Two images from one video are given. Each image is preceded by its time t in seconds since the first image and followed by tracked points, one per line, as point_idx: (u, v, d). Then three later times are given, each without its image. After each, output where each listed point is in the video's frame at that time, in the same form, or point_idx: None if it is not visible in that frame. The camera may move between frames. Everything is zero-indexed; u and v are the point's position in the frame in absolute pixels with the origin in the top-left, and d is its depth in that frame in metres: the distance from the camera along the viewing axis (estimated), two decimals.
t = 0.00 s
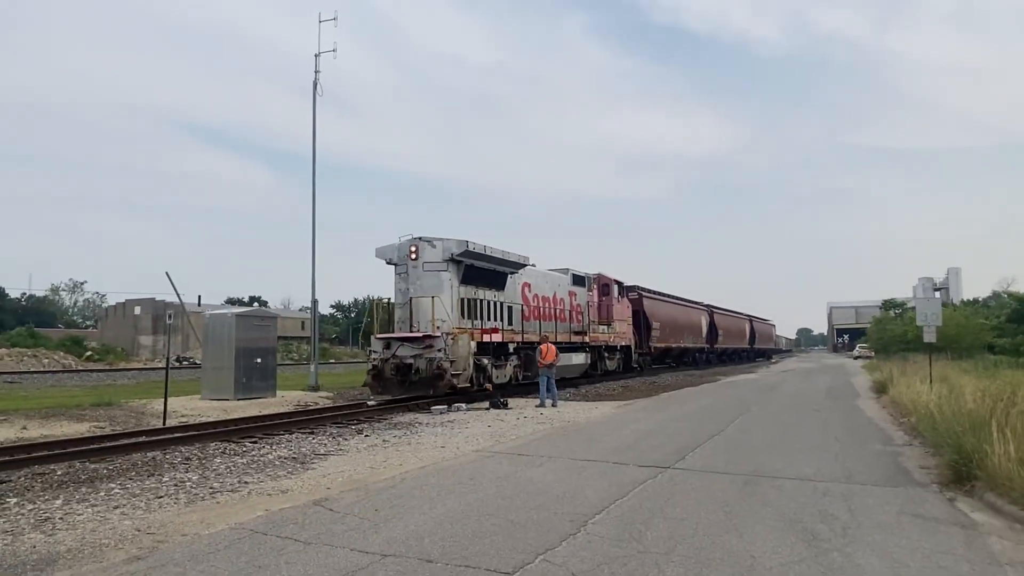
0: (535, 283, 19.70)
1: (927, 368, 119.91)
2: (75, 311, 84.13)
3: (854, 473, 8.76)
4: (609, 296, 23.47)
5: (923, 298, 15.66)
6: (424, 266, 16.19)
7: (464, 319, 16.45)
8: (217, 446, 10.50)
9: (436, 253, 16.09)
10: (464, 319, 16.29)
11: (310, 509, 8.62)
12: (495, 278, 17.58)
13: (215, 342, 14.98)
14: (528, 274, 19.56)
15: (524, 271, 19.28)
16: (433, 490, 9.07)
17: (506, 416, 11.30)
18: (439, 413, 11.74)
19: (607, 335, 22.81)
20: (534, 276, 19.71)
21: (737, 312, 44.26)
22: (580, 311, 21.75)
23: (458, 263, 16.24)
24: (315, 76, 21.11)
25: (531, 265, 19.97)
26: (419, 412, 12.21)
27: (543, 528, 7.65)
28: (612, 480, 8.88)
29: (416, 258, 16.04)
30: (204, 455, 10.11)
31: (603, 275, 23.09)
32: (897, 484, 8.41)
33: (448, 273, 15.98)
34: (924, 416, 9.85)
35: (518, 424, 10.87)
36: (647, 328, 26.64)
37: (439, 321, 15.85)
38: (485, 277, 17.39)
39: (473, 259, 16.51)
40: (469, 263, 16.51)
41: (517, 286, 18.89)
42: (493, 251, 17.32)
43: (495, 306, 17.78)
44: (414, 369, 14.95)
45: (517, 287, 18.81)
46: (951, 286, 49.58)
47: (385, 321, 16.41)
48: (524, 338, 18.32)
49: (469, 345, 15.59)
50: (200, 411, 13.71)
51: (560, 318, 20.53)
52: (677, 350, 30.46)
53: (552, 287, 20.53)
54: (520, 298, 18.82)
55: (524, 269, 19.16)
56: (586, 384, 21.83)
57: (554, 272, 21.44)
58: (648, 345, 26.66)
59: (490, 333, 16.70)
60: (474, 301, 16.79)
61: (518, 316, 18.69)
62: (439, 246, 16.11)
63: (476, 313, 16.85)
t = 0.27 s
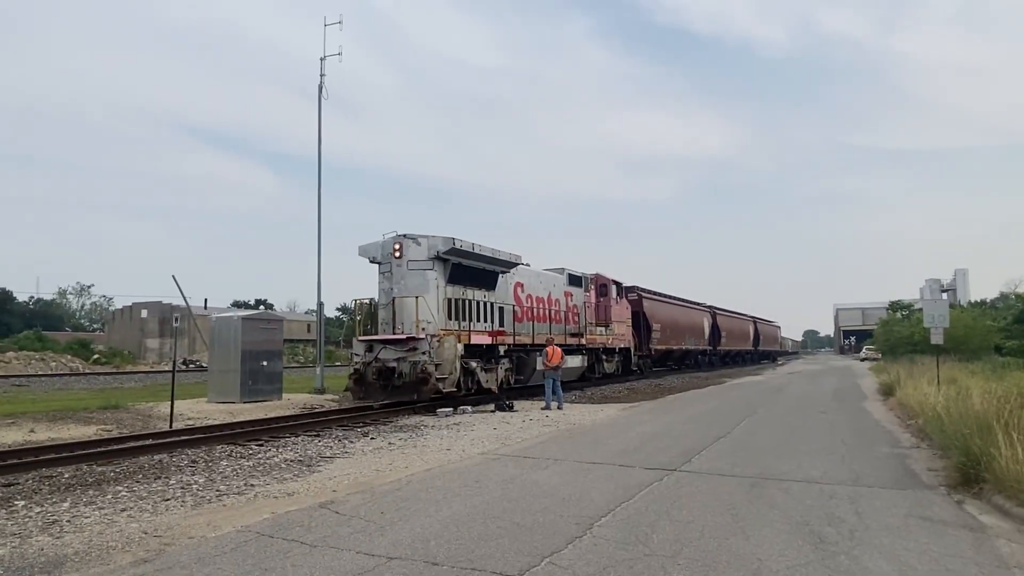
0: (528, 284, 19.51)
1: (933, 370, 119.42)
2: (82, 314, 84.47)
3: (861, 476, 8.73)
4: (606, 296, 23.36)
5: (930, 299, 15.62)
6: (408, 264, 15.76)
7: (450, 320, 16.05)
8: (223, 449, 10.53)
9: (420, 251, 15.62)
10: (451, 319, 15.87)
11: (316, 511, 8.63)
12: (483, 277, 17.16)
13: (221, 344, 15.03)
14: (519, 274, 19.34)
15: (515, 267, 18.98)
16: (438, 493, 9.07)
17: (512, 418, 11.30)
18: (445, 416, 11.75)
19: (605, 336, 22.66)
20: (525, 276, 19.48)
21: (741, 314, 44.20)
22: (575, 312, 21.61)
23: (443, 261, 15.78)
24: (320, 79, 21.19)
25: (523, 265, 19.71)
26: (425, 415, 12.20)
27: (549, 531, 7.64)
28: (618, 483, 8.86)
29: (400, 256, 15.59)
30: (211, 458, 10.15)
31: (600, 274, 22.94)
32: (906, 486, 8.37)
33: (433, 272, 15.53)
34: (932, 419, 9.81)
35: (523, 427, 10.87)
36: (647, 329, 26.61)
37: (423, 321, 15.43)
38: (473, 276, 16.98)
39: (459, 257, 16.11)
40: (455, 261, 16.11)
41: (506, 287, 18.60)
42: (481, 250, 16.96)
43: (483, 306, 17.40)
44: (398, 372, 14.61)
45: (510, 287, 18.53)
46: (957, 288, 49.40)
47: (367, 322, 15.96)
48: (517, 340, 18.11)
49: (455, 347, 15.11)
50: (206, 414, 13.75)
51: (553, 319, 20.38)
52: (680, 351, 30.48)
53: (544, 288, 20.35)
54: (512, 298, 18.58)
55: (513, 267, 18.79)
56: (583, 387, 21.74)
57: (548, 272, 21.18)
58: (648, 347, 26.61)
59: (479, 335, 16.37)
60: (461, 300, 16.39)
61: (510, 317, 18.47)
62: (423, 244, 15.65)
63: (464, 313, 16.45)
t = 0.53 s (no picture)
0: (523, 284, 18.98)
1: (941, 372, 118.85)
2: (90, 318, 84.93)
3: (869, 479, 8.68)
4: (604, 297, 23.11)
5: (938, 301, 15.56)
6: (390, 263, 15.03)
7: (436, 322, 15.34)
8: (230, 452, 10.57)
9: (403, 249, 14.90)
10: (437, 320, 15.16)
11: (323, 514, 8.65)
12: (473, 276, 16.48)
13: (228, 348, 15.07)
14: (513, 273, 18.74)
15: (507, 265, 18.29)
16: (444, 496, 9.07)
17: (518, 421, 11.29)
18: (451, 419, 11.75)
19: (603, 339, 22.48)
20: (519, 275, 18.86)
21: (746, 316, 44.09)
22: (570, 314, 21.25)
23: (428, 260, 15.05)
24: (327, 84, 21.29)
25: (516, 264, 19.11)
26: (431, 418, 12.20)
27: (556, 534, 7.63)
28: (624, 486, 8.84)
29: (382, 255, 14.88)
30: (218, 461, 10.18)
31: (598, 275, 22.74)
32: (915, 489, 8.32)
33: (416, 271, 14.81)
34: (940, 421, 9.76)
35: (529, 430, 10.86)
36: (647, 331, 26.51)
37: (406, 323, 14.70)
38: (461, 274, 16.24)
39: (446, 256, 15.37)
40: (442, 259, 15.35)
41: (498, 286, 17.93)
42: (470, 247, 16.20)
43: (474, 307, 16.70)
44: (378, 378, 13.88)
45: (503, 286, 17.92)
46: (965, 289, 49.26)
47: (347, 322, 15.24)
48: (510, 343, 17.54)
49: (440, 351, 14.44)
50: (213, 417, 13.79)
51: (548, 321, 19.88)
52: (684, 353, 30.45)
53: (538, 288, 19.84)
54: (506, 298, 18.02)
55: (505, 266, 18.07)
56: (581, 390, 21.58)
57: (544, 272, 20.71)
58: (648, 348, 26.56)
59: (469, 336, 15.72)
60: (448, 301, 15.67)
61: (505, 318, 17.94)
62: (406, 242, 14.93)
63: (452, 314, 15.76)
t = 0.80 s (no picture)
0: (515, 284, 18.49)
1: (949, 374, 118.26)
2: (98, 322, 85.31)
3: (877, 482, 8.64)
4: (601, 299, 22.70)
5: (947, 302, 15.48)
6: (370, 261, 14.56)
7: (420, 324, 14.76)
8: (238, 456, 10.60)
9: (383, 248, 14.40)
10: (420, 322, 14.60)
11: (330, 518, 8.66)
12: (459, 276, 15.93)
13: (235, 352, 15.11)
14: (504, 273, 18.24)
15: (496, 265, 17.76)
16: (451, 499, 9.07)
17: (524, 424, 11.28)
18: (458, 422, 11.75)
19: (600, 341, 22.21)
20: (511, 275, 18.37)
21: (752, 318, 43.94)
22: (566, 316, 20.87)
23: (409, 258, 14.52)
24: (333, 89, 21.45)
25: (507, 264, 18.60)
26: (438, 421, 12.20)
27: (563, 538, 7.62)
28: (632, 489, 8.81)
29: (361, 253, 14.40)
30: (226, 464, 10.21)
31: (595, 275, 22.39)
32: (924, 492, 8.28)
33: (397, 270, 14.29)
34: (949, 424, 9.70)
35: (536, 433, 10.84)
36: (647, 333, 26.36)
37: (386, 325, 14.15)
38: (447, 274, 15.70)
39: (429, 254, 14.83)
40: (425, 258, 14.81)
41: (488, 287, 17.39)
42: (457, 246, 15.65)
43: (461, 309, 16.14)
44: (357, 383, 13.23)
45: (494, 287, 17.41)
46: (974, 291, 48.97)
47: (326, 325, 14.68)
48: (500, 346, 16.98)
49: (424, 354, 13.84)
50: (221, 421, 13.83)
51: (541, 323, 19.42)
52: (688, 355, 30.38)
53: (530, 289, 19.35)
54: (498, 299, 17.54)
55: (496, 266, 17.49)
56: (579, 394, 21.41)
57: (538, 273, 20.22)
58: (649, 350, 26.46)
59: (455, 339, 15.16)
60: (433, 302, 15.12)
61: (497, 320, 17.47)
62: (387, 240, 14.43)
63: (437, 316, 15.19)
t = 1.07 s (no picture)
0: (507, 284, 17.95)
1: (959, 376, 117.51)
2: (107, 326, 85.78)
3: (888, 485, 8.59)
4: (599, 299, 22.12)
5: (958, 304, 15.37)
6: (348, 260, 13.92)
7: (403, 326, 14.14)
8: (248, 459, 10.64)
9: (361, 245, 13.76)
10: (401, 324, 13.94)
11: (339, 521, 8.68)
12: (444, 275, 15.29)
13: (243, 356, 15.15)
14: (495, 272, 17.67)
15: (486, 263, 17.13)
16: (459, 503, 9.07)
17: (532, 428, 11.26)
18: (465, 425, 11.75)
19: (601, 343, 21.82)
20: (502, 275, 17.81)
21: (758, 320, 43.78)
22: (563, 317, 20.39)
23: (389, 256, 13.86)
24: (340, 94, 21.55)
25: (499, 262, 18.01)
26: (446, 425, 12.21)
27: (572, 541, 7.60)
28: (640, 492, 8.78)
29: (338, 251, 13.79)
30: (235, 468, 10.26)
31: (593, 276, 21.80)
32: (935, 495, 8.20)
33: (376, 268, 13.65)
34: (960, 427, 9.63)
35: (544, 436, 10.82)
36: (647, 336, 26.01)
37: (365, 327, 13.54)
38: (432, 272, 15.03)
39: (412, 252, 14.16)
40: (406, 256, 14.16)
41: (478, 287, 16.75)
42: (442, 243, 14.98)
43: (448, 310, 15.49)
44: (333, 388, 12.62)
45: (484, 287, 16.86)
46: (984, 292, 48.58)
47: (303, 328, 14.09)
48: (489, 349, 16.35)
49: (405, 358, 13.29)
50: (230, 425, 13.88)
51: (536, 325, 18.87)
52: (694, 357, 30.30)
53: (524, 289, 18.78)
54: (489, 300, 17.00)
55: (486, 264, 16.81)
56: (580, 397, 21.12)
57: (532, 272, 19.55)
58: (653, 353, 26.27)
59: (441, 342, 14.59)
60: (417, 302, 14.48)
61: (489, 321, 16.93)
62: (366, 236, 13.79)
63: (422, 317, 14.57)
